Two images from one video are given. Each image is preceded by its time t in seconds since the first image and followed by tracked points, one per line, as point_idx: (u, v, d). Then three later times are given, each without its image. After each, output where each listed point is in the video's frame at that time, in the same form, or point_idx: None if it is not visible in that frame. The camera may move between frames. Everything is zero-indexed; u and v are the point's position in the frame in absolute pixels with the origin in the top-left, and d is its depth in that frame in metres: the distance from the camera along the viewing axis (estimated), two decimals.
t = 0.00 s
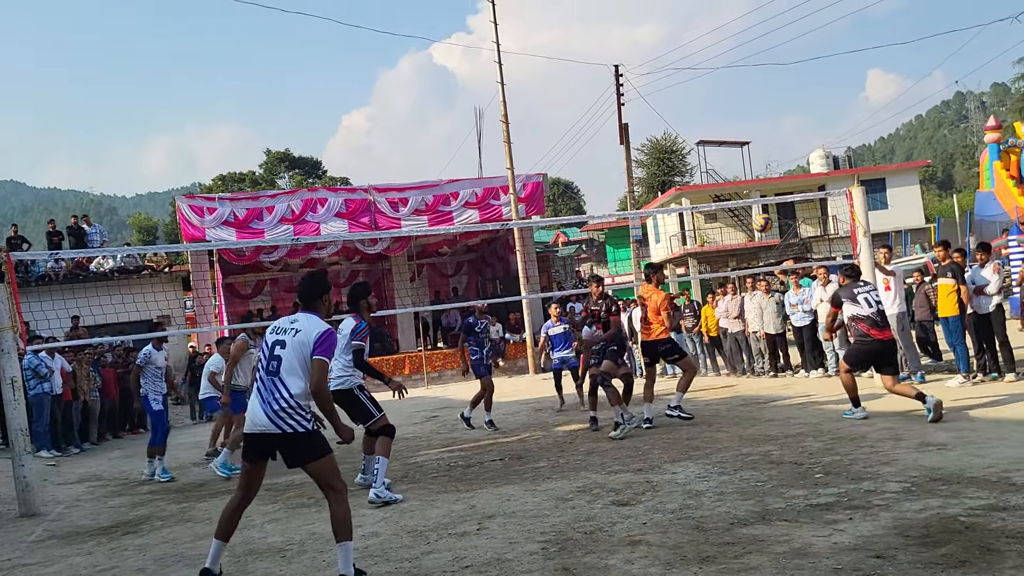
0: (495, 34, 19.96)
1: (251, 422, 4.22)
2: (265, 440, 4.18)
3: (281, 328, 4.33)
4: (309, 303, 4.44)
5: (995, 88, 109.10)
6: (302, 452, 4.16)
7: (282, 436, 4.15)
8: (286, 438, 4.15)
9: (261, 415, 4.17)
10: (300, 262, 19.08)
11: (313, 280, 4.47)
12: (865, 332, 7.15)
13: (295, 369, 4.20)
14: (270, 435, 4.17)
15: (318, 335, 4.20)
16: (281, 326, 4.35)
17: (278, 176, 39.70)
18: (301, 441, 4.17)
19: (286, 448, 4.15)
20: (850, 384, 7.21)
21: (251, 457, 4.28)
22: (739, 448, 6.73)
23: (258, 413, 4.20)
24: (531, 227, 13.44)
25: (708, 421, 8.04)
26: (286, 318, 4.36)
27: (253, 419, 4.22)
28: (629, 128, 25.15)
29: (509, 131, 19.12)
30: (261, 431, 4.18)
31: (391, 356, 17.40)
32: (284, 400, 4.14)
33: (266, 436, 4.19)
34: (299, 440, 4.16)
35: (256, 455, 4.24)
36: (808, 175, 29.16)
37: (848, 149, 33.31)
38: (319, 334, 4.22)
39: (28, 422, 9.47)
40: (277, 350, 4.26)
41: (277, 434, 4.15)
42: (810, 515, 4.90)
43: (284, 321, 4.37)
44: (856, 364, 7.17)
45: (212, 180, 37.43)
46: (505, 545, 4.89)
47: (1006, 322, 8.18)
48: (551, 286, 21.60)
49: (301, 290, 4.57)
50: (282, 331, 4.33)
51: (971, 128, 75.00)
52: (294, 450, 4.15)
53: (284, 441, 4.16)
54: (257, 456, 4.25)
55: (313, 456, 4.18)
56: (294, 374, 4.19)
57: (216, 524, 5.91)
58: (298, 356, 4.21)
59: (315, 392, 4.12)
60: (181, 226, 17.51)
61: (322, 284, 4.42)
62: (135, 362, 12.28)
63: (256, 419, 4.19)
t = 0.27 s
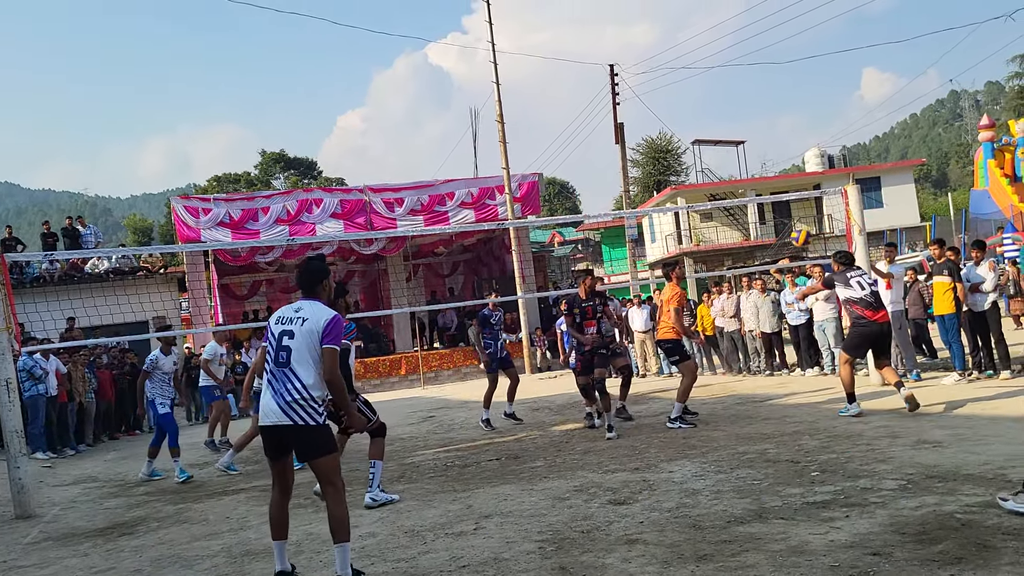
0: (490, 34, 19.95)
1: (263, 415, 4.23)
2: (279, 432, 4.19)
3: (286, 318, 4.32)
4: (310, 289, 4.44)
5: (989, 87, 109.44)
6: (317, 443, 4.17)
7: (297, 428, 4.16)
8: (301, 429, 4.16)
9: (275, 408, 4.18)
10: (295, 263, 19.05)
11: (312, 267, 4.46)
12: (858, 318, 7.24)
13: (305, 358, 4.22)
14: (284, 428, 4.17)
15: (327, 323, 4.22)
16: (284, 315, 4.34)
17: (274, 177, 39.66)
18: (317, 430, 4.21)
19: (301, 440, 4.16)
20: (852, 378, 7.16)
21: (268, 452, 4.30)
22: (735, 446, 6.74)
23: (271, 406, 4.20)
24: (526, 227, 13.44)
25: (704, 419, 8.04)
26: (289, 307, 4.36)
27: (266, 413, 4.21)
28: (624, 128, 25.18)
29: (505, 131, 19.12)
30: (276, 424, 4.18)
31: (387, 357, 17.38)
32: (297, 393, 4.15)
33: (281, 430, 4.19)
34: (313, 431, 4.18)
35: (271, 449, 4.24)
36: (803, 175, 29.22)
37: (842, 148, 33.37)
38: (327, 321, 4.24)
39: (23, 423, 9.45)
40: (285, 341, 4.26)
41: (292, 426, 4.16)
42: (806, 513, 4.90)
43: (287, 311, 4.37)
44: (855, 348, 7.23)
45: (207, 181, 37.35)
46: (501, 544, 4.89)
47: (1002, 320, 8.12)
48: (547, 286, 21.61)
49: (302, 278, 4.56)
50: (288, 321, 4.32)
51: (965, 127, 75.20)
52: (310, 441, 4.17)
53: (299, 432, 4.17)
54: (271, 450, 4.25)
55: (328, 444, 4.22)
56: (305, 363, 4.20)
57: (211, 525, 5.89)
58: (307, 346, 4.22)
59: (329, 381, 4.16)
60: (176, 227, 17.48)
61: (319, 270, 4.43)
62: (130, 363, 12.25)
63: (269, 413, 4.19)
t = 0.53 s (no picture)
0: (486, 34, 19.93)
1: (262, 420, 4.22)
2: (279, 435, 4.19)
3: (272, 320, 4.34)
4: (290, 290, 4.47)
5: (984, 86, 109.67)
6: (319, 439, 4.19)
7: (298, 427, 4.17)
8: (303, 427, 4.17)
9: (276, 411, 4.18)
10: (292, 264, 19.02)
11: (287, 267, 4.48)
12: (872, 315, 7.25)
13: (298, 357, 4.24)
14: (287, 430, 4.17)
15: (313, 319, 4.26)
16: (269, 319, 4.36)
17: (270, 178, 39.60)
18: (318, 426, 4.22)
19: (303, 438, 4.17)
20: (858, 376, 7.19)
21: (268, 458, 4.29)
22: (733, 446, 6.75)
23: (270, 410, 4.21)
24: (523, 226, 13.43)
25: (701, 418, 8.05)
26: (273, 311, 4.37)
27: (266, 418, 4.21)
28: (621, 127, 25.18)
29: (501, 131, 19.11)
30: (277, 427, 4.19)
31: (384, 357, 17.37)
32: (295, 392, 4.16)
33: (282, 432, 4.19)
34: (313, 429, 4.19)
35: (274, 453, 4.23)
36: (799, 173, 29.27)
37: (838, 147, 33.42)
38: (313, 316, 4.28)
39: (20, 426, 9.43)
40: (275, 343, 4.28)
41: (293, 426, 4.17)
42: (804, 512, 4.91)
43: (272, 314, 4.38)
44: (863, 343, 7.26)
45: (202, 182, 37.26)
46: (500, 545, 4.89)
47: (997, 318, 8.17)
48: (543, 286, 21.61)
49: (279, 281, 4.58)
50: (274, 325, 4.33)
51: (960, 126, 75.35)
52: (313, 437, 4.19)
53: (299, 432, 4.17)
54: (273, 455, 4.24)
55: (328, 439, 4.24)
56: (298, 362, 4.22)
57: (210, 527, 5.89)
58: (298, 345, 4.24)
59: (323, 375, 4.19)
60: (173, 228, 17.46)
61: (295, 269, 4.46)
62: (127, 365, 12.22)
63: (269, 416, 4.19)
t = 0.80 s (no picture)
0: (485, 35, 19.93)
1: (254, 423, 4.23)
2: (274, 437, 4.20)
3: (255, 324, 4.35)
4: (269, 293, 4.49)
5: (982, 86, 109.81)
6: (313, 437, 4.23)
7: (292, 427, 4.20)
8: (296, 426, 4.21)
9: (268, 413, 4.19)
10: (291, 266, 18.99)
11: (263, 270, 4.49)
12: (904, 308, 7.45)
13: (286, 358, 4.28)
14: (281, 430, 4.19)
15: (299, 319, 4.31)
16: (253, 323, 4.36)
17: (269, 180, 39.62)
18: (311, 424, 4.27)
19: (297, 438, 4.20)
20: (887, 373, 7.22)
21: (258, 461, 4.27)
22: (733, 446, 6.75)
23: (262, 412, 4.22)
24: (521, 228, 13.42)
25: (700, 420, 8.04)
26: (256, 314, 4.38)
27: (257, 421, 4.22)
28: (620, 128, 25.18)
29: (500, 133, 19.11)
30: (270, 428, 4.20)
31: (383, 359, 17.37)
32: (288, 392, 4.19)
33: (276, 433, 4.21)
34: (307, 429, 4.23)
35: (266, 456, 4.23)
36: (798, 174, 29.29)
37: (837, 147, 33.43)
38: (297, 316, 4.33)
39: (19, 429, 9.42)
40: (262, 346, 4.30)
41: (287, 428, 4.20)
42: (804, 512, 4.91)
43: (254, 318, 4.39)
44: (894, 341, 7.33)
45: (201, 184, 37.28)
46: (500, 547, 4.88)
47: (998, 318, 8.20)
48: (543, 287, 21.61)
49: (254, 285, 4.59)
50: (258, 328, 4.34)
51: (958, 126, 75.41)
52: (308, 436, 4.22)
53: (293, 433, 4.20)
54: (266, 457, 4.23)
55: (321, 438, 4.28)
56: (287, 363, 4.25)
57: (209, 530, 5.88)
58: (286, 346, 4.28)
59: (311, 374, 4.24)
60: (171, 230, 17.45)
61: (273, 271, 4.47)
62: (127, 367, 12.21)
63: (261, 418, 4.20)
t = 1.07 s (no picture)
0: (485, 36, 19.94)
1: (251, 427, 4.25)
2: (272, 439, 4.23)
3: (247, 329, 4.37)
4: (258, 298, 4.51)
5: (983, 85, 109.71)
6: (309, 437, 4.29)
7: (289, 429, 4.24)
8: (294, 427, 4.25)
9: (265, 416, 4.22)
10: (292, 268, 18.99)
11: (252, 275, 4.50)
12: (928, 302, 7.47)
13: (280, 361, 4.31)
14: (278, 432, 4.22)
15: (291, 322, 4.34)
16: (244, 328, 4.38)
17: (269, 182, 39.65)
18: (307, 425, 4.32)
19: (295, 439, 4.25)
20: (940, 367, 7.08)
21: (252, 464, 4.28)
22: (734, 447, 6.74)
23: (258, 416, 4.25)
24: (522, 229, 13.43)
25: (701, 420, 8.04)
26: (247, 319, 4.40)
27: (254, 424, 4.24)
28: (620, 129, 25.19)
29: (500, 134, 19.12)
30: (267, 431, 4.23)
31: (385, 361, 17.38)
32: (284, 394, 4.22)
33: (273, 435, 4.24)
34: (304, 431, 4.28)
35: (263, 459, 4.23)
36: (799, 174, 29.27)
37: (838, 146, 33.41)
38: (289, 320, 4.37)
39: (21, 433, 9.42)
40: (256, 350, 4.32)
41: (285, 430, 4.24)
42: (806, 513, 4.90)
43: (246, 323, 4.40)
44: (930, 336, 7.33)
45: (202, 187, 37.32)
46: (501, 548, 4.88)
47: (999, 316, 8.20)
48: (544, 288, 21.60)
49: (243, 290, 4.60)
50: (251, 333, 4.36)
51: (958, 125, 75.35)
52: (305, 437, 4.28)
53: (290, 435, 4.24)
54: (261, 461, 4.23)
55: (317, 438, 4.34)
56: (281, 366, 4.29)
57: (211, 532, 5.89)
58: (279, 349, 4.31)
59: (305, 375, 4.28)
60: (172, 234, 17.46)
61: (262, 275, 4.49)
62: (128, 371, 12.22)
63: (258, 421, 4.22)
